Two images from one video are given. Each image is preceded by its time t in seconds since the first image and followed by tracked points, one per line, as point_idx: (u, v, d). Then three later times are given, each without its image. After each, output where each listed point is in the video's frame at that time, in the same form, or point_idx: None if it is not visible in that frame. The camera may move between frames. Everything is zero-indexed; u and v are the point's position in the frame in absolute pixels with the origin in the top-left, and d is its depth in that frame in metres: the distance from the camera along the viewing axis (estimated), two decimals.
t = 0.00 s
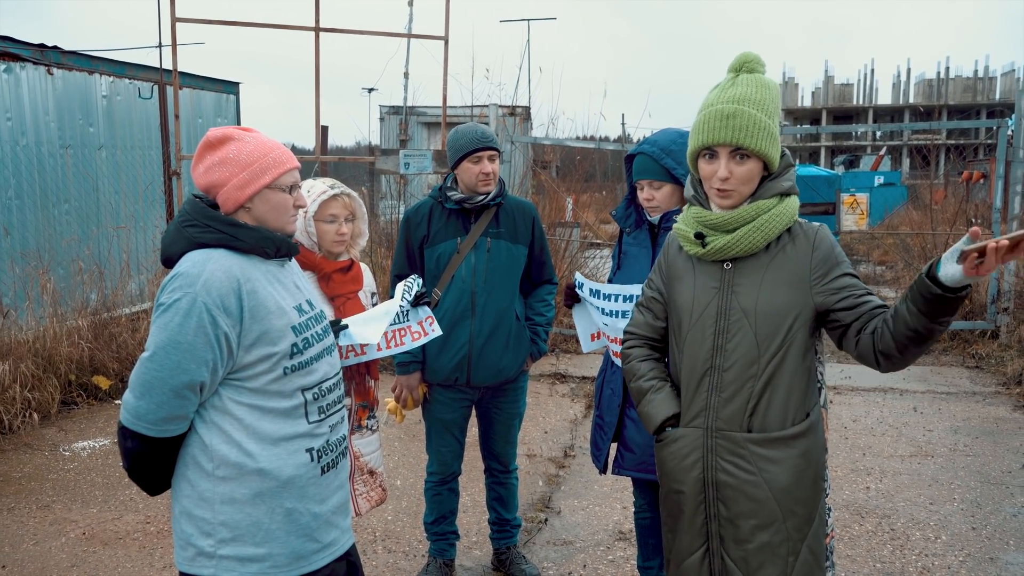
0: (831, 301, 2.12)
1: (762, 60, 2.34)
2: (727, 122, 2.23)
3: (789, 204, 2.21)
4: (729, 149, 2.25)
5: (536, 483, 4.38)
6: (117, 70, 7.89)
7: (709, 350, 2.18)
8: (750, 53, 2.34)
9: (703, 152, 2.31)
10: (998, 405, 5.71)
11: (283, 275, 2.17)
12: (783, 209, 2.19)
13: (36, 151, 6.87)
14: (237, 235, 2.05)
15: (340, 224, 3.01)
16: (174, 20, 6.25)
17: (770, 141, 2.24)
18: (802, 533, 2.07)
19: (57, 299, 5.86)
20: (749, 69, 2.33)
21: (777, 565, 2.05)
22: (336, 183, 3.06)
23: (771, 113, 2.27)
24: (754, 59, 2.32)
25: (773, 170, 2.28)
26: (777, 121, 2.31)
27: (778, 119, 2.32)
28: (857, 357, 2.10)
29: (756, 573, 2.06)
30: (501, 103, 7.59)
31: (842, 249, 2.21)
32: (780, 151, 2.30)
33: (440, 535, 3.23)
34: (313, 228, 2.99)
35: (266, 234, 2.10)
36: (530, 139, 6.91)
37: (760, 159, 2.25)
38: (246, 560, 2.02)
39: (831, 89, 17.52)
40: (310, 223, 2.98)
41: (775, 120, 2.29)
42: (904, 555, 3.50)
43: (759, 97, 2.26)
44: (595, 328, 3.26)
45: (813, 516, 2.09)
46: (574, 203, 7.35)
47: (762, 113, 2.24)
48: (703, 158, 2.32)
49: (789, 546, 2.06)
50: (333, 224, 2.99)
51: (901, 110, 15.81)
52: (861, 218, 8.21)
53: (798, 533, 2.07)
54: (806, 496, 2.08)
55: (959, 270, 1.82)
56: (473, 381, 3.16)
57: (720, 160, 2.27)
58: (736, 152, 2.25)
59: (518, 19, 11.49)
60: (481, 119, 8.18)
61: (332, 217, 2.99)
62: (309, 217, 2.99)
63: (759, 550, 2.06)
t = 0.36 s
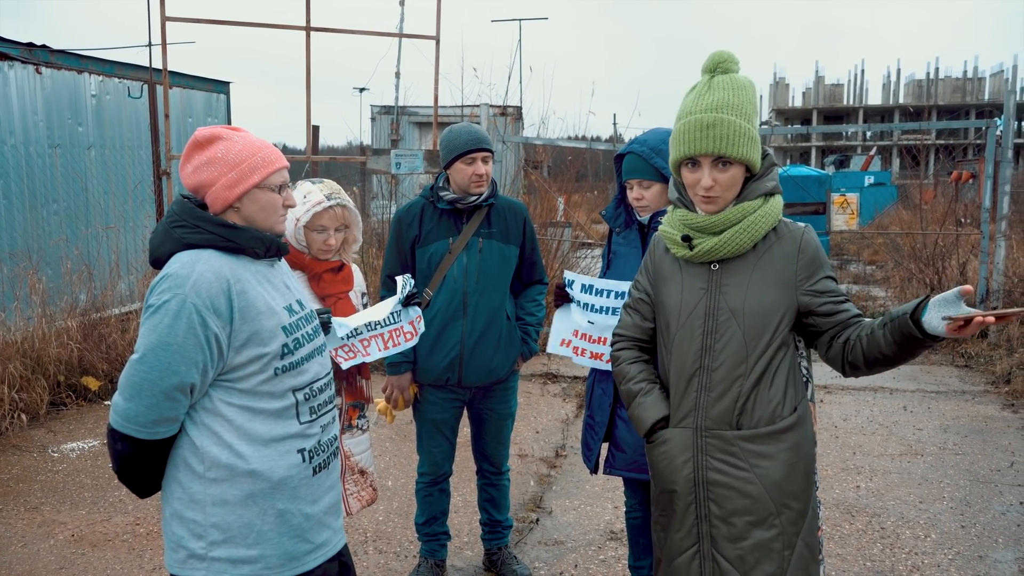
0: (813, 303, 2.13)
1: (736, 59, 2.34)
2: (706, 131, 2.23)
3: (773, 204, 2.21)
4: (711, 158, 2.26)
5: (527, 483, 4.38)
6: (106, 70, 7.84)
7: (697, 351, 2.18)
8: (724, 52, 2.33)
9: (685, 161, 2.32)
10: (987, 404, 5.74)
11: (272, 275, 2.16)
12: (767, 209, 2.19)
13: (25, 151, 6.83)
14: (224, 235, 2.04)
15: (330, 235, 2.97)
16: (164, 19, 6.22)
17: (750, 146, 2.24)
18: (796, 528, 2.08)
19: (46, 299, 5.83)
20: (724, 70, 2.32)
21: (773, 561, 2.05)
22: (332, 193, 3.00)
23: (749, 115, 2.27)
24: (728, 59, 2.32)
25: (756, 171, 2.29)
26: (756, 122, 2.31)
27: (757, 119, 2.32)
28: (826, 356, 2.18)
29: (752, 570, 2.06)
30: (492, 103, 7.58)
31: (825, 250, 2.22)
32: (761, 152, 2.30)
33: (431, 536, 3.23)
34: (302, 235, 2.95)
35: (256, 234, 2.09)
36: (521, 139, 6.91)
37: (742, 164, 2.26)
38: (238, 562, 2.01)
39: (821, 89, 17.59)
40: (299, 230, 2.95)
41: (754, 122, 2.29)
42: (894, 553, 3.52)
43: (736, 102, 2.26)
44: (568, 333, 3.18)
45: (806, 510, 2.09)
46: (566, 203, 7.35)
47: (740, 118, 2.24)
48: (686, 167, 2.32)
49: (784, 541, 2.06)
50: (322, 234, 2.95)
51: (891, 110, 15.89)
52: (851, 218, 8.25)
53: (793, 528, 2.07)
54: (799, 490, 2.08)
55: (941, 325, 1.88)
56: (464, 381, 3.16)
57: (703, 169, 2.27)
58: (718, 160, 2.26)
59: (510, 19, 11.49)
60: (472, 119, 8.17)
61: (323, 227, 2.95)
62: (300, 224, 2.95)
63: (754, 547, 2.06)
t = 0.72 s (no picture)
0: (799, 300, 2.14)
1: (724, 55, 2.33)
2: (692, 130, 2.23)
3: (760, 201, 2.20)
4: (697, 157, 2.26)
5: (518, 483, 4.37)
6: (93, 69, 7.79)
7: (684, 348, 2.18)
8: (711, 48, 2.32)
9: (671, 160, 2.32)
10: (975, 402, 5.78)
11: (262, 275, 2.14)
12: (754, 207, 2.19)
13: (11, 150, 6.77)
14: (213, 234, 2.02)
15: (316, 235, 2.94)
16: (151, 17, 6.17)
17: (737, 144, 2.24)
18: (781, 525, 2.07)
19: (32, 300, 5.78)
20: (711, 67, 2.32)
21: (755, 558, 2.05)
22: (318, 192, 2.96)
23: (736, 113, 2.27)
24: (716, 55, 2.31)
25: (743, 169, 2.29)
26: (743, 120, 2.31)
27: (744, 116, 2.32)
28: (814, 352, 2.18)
29: (736, 567, 2.06)
30: (482, 103, 7.57)
31: (814, 248, 2.22)
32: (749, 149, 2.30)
33: (421, 536, 3.22)
34: (289, 237, 2.93)
35: (244, 233, 2.08)
36: (511, 138, 6.90)
37: (728, 162, 2.26)
38: (225, 564, 1.99)
39: (810, 89, 17.68)
40: (286, 231, 2.92)
41: (741, 120, 2.28)
42: (883, 551, 3.53)
43: (722, 99, 2.26)
44: (558, 332, 3.24)
45: (791, 507, 2.09)
46: (556, 203, 7.35)
47: (726, 116, 2.24)
48: (672, 165, 2.33)
49: (768, 537, 2.06)
50: (309, 235, 2.93)
51: (879, 110, 15.99)
52: (840, 218, 8.28)
53: (777, 525, 2.07)
54: (783, 487, 2.08)
55: (917, 315, 1.89)
56: (453, 381, 3.15)
57: (689, 167, 2.27)
58: (704, 158, 2.26)
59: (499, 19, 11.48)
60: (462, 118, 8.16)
61: (310, 228, 2.92)
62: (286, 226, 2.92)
63: (738, 544, 2.06)
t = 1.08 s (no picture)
0: (791, 301, 2.13)
1: (725, 55, 2.35)
2: (686, 122, 2.24)
3: (757, 199, 2.20)
4: (691, 149, 2.26)
5: (509, 483, 4.36)
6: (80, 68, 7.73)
7: (677, 344, 2.19)
8: (712, 50, 2.35)
9: (667, 152, 2.33)
10: (964, 401, 5.81)
11: (252, 276, 2.13)
12: (750, 204, 2.18)
13: None
14: (203, 235, 2.01)
15: (308, 236, 2.93)
16: (139, 17, 6.12)
17: (732, 138, 2.24)
18: (770, 523, 2.07)
19: (19, 301, 5.73)
20: (710, 66, 2.34)
21: (743, 555, 2.05)
22: (310, 193, 2.95)
23: (733, 109, 2.27)
24: (715, 55, 2.33)
25: (739, 165, 2.29)
26: (741, 117, 2.30)
27: (742, 113, 2.32)
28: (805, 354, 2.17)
29: (723, 564, 2.06)
30: (472, 103, 7.55)
31: (809, 247, 2.20)
32: (745, 146, 2.30)
33: (412, 537, 3.20)
34: (280, 238, 2.91)
35: (235, 233, 2.06)
36: (502, 138, 6.89)
37: (723, 156, 2.26)
38: (214, 566, 1.98)
39: (799, 89, 17.76)
40: (277, 232, 2.90)
41: (738, 117, 2.28)
42: (873, 551, 3.54)
43: (719, 95, 2.25)
44: (546, 332, 3.19)
45: (780, 506, 2.09)
46: (546, 203, 7.34)
47: (723, 110, 2.24)
48: (668, 158, 2.34)
49: (756, 536, 2.06)
50: (300, 236, 2.91)
51: (868, 110, 16.07)
52: (829, 218, 8.31)
53: (765, 524, 2.07)
54: (772, 486, 2.08)
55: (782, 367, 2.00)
56: (444, 382, 3.14)
57: (683, 160, 2.28)
58: (697, 150, 2.26)
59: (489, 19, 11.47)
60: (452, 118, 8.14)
61: (301, 229, 2.90)
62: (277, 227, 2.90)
63: (726, 541, 2.06)
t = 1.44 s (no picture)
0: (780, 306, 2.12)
1: (737, 59, 2.35)
2: (693, 120, 2.23)
3: (757, 202, 2.20)
4: (696, 147, 2.25)
5: (500, 484, 4.36)
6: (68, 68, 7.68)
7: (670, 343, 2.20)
8: (724, 53, 2.35)
9: (672, 150, 2.33)
10: (953, 401, 5.84)
11: (242, 278, 2.11)
12: (749, 207, 2.18)
13: None
14: (193, 237, 1.99)
15: (298, 237, 2.91)
16: (127, 16, 6.08)
17: (738, 141, 2.23)
18: (752, 526, 2.07)
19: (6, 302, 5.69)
20: (722, 68, 2.33)
21: (724, 556, 2.05)
22: (300, 193, 2.92)
23: (740, 112, 2.27)
24: (728, 58, 2.33)
25: (743, 168, 2.28)
26: (748, 120, 2.30)
27: (750, 118, 2.32)
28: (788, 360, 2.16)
29: (705, 564, 2.06)
30: (464, 103, 7.54)
31: (806, 252, 2.19)
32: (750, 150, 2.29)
33: (403, 540, 3.19)
34: (270, 238, 2.89)
35: (225, 236, 2.05)
36: (493, 139, 6.89)
37: (728, 158, 2.26)
38: (201, 571, 1.96)
39: (790, 90, 17.84)
40: (267, 233, 2.88)
41: (745, 120, 2.28)
42: (864, 551, 3.56)
43: (728, 97, 2.26)
44: (534, 332, 3.18)
45: (764, 509, 2.08)
46: (537, 203, 7.34)
47: (730, 112, 2.24)
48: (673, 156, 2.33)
49: (737, 537, 2.06)
50: (290, 237, 2.89)
51: (857, 111, 16.14)
52: (820, 218, 8.34)
53: (748, 526, 2.07)
54: (757, 489, 2.07)
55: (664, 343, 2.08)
56: (436, 383, 3.14)
57: (687, 159, 2.28)
58: (703, 149, 2.25)
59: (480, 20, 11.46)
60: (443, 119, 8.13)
61: (291, 230, 2.89)
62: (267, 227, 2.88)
63: (709, 541, 2.06)
